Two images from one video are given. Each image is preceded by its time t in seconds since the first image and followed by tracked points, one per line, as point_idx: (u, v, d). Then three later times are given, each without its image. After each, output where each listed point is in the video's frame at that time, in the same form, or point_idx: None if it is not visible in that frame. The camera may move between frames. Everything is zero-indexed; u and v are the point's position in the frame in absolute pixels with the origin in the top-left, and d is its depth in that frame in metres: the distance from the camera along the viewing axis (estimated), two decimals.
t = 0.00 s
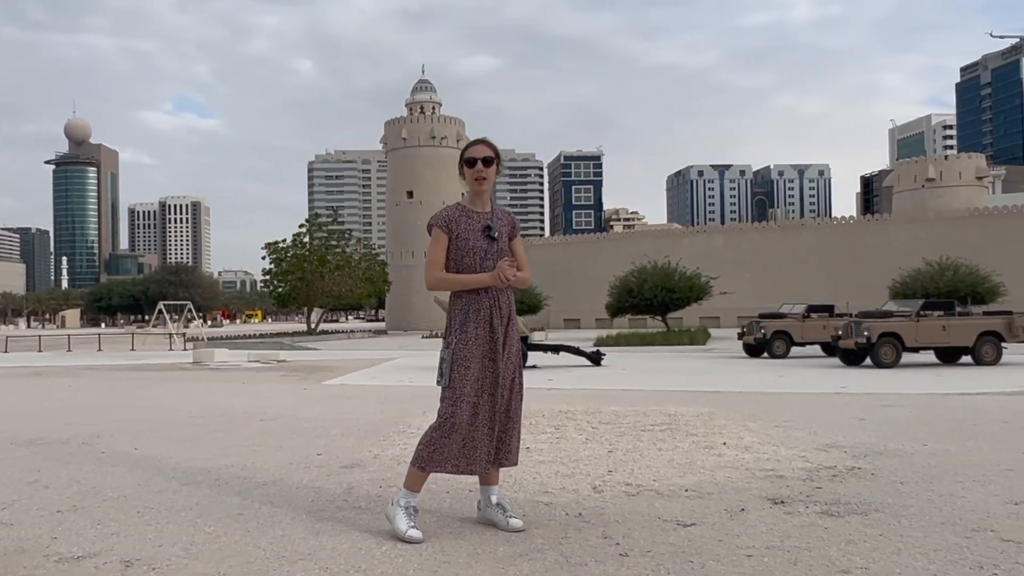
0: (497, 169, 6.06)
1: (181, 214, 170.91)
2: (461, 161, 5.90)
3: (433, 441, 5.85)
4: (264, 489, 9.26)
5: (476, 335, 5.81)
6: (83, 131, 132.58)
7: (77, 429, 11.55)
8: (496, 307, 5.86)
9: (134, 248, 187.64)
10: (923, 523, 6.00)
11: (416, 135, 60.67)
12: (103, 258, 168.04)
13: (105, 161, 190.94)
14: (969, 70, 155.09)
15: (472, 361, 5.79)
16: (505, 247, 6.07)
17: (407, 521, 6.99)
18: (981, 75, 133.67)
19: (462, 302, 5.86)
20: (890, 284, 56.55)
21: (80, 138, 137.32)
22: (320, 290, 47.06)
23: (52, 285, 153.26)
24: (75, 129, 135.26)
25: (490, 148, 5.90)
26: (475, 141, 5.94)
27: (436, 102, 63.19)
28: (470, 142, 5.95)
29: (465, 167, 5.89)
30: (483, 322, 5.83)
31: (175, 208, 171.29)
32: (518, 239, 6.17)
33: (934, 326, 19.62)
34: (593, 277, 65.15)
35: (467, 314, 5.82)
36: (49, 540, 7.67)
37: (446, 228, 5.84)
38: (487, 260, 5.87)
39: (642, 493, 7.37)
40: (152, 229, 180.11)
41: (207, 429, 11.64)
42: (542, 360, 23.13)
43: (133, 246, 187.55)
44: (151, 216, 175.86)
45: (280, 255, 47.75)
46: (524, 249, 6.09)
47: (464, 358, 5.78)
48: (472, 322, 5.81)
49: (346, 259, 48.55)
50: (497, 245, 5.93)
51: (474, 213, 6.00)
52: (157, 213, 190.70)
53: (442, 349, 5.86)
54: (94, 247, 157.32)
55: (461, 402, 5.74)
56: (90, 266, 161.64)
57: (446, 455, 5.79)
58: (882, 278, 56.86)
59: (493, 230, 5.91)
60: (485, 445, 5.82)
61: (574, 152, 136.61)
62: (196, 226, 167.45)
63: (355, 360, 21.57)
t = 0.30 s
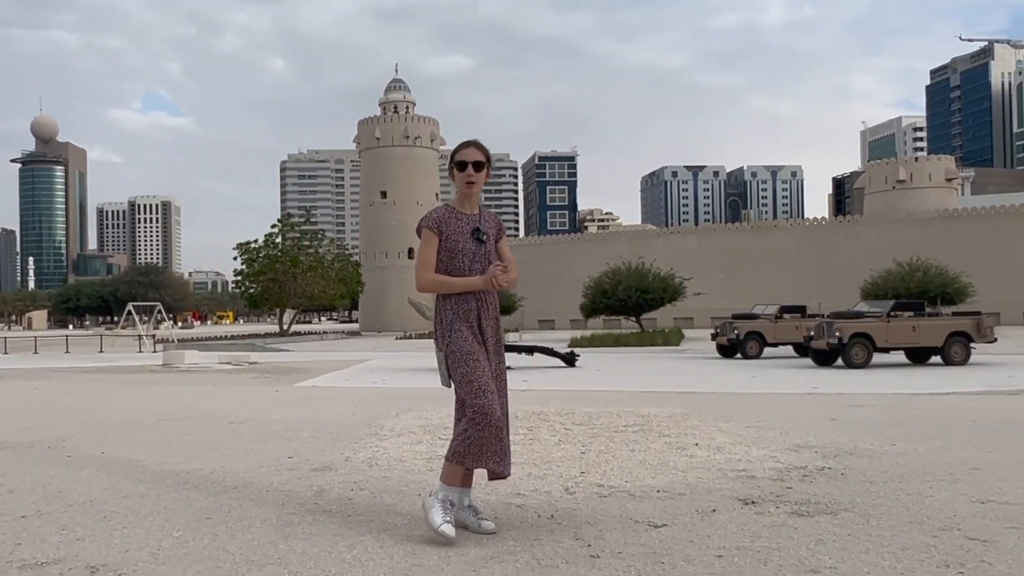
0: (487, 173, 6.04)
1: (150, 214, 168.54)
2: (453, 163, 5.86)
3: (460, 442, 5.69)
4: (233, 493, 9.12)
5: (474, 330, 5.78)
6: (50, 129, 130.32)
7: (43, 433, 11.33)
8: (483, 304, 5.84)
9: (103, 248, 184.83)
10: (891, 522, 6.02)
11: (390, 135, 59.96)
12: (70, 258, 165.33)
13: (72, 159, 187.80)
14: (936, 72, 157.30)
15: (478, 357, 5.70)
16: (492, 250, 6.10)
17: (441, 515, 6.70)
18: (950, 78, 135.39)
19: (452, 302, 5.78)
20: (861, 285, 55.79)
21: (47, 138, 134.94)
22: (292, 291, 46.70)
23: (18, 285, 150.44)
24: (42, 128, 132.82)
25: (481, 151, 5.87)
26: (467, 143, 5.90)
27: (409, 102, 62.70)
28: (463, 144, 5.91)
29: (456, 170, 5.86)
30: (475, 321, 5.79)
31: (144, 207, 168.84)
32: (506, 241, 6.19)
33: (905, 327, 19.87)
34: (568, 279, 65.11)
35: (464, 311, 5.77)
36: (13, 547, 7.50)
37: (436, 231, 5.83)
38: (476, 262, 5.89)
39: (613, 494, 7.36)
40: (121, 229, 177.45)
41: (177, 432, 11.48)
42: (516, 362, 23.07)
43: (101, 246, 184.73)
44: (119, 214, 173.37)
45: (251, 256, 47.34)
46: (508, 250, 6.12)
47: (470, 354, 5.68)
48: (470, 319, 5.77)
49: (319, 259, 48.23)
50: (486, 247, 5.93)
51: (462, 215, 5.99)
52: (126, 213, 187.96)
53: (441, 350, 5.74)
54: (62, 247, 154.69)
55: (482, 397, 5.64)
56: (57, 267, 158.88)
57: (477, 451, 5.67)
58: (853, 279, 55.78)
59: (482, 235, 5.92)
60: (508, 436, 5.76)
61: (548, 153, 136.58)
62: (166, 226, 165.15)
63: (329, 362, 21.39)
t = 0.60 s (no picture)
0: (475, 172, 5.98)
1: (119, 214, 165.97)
2: (442, 161, 5.81)
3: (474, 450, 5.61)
4: (203, 497, 8.98)
5: (461, 333, 5.75)
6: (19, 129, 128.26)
7: (9, 438, 11.12)
8: (473, 307, 5.82)
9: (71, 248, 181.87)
10: (860, 522, 6.03)
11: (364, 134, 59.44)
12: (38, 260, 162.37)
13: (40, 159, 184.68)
14: (907, 74, 159.11)
15: (464, 362, 5.67)
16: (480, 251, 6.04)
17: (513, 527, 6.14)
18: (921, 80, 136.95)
19: (441, 304, 5.76)
20: (833, 284, 55.56)
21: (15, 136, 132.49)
22: (265, 292, 46.34)
23: None
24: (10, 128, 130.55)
25: (469, 149, 5.82)
26: (454, 143, 5.85)
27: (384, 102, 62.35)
28: (450, 143, 5.85)
29: (444, 168, 5.80)
30: (465, 321, 5.77)
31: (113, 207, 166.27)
32: (493, 240, 6.14)
33: (876, 328, 20.04)
34: (543, 281, 64.93)
35: (451, 314, 5.74)
36: None
37: (425, 229, 5.78)
38: (465, 262, 5.86)
39: (585, 495, 7.32)
40: (91, 230, 174.56)
41: (147, 435, 11.32)
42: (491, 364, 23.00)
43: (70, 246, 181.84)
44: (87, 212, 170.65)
45: (223, 256, 46.89)
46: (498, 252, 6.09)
47: (457, 358, 5.66)
48: (455, 322, 5.74)
49: (293, 260, 47.90)
50: (476, 247, 5.90)
51: (450, 214, 5.94)
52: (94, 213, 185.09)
53: (425, 364, 5.73)
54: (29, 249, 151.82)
55: (475, 400, 5.62)
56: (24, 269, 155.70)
57: (495, 459, 5.57)
58: (825, 280, 55.69)
59: (471, 235, 5.88)
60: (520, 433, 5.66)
61: (523, 153, 136.38)
62: (136, 227, 162.70)
63: (303, 364, 21.18)
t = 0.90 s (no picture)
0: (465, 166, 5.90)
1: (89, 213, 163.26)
2: (431, 158, 5.72)
3: (461, 457, 5.59)
4: (171, 500, 8.85)
5: (460, 336, 5.64)
6: None
7: None
8: (478, 309, 5.73)
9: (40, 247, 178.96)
10: (829, 522, 6.04)
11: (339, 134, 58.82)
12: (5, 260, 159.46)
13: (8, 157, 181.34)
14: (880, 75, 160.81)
15: (460, 367, 5.59)
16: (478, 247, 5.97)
17: (487, 530, 6.08)
18: (895, 82, 138.25)
19: (442, 303, 5.67)
20: (807, 286, 54.01)
21: None
22: (238, 292, 46.00)
23: None
24: None
25: (457, 144, 5.72)
26: (441, 138, 5.76)
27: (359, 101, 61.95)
28: (437, 139, 5.75)
29: (434, 165, 5.71)
30: (466, 324, 5.67)
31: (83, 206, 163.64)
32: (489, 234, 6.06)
33: (850, 328, 20.12)
34: (519, 282, 63.25)
35: (453, 315, 5.65)
36: None
37: (419, 231, 5.70)
38: (465, 261, 5.77)
39: (559, 497, 7.27)
40: (60, 229, 171.81)
41: (116, 439, 11.14)
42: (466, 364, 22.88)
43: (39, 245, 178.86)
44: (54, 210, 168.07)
45: (196, 256, 46.52)
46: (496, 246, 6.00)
47: (453, 364, 5.58)
48: (455, 325, 5.64)
49: (266, 261, 47.49)
50: (474, 244, 5.82)
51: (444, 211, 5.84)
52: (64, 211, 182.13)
53: (423, 360, 5.64)
54: None
55: (463, 409, 5.57)
56: None
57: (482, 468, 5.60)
58: (800, 281, 54.14)
59: (469, 233, 5.79)
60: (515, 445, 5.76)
61: (500, 153, 135.86)
62: (106, 226, 160.08)
63: (275, 365, 20.94)
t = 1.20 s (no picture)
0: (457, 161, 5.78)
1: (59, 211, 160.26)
2: (419, 156, 5.63)
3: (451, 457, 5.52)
4: (142, 504, 8.71)
5: (455, 337, 5.58)
6: None
7: None
8: (477, 306, 5.64)
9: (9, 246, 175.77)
10: (802, 523, 6.07)
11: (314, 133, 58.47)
12: None
13: None
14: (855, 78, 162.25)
15: (454, 368, 5.54)
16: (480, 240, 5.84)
17: (458, 534, 6.01)
18: (870, 85, 139.45)
19: (437, 303, 5.61)
20: (782, 287, 54.34)
21: None
22: (212, 293, 45.66)
23: None
24: None
25: (447, 140, 5.63)
26: (429, 135, 5.67)
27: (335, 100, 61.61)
28: (426, 135, 5.67)
29: (423, 162, 5.62)
30: (463, 322, 5.60)
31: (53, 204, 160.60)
32: (492, 226, 5.91)
33: (824, 330, 20.26)
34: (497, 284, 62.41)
35: (445, 314, 5.58)
36: None
37: (410, 231, 5.63)
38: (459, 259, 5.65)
39: (532, 498, 7.24)
40: (28, 227, 168.75)
41: (86, 441, 10.97)
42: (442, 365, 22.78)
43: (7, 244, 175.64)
44: (26, 209, 165.71)
45: (168, 257, 45.96)
46: (496, 240, 5.84)
47: (447, 365, 5.53)
48: (451, 323, 5.57)
49: (241, 261, 47.09)
50: (467, 239, 5.67)
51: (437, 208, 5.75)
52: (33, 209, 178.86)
53: (417, 359, 5.60)
54: None
55: (456, 409, 5.50)
56: None
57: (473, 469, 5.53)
58: (776, 282, 54.33)
59: (460, 228, 5.64)
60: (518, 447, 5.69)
61: (478, 153, 135.34)
62: (77, 225, 157.19)
63: (247, 367, 20.69)
